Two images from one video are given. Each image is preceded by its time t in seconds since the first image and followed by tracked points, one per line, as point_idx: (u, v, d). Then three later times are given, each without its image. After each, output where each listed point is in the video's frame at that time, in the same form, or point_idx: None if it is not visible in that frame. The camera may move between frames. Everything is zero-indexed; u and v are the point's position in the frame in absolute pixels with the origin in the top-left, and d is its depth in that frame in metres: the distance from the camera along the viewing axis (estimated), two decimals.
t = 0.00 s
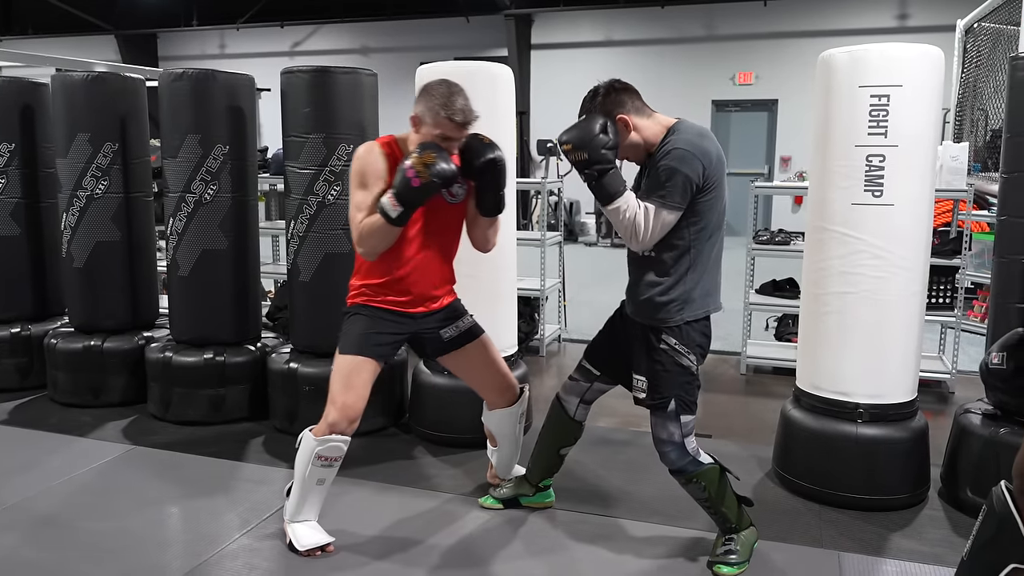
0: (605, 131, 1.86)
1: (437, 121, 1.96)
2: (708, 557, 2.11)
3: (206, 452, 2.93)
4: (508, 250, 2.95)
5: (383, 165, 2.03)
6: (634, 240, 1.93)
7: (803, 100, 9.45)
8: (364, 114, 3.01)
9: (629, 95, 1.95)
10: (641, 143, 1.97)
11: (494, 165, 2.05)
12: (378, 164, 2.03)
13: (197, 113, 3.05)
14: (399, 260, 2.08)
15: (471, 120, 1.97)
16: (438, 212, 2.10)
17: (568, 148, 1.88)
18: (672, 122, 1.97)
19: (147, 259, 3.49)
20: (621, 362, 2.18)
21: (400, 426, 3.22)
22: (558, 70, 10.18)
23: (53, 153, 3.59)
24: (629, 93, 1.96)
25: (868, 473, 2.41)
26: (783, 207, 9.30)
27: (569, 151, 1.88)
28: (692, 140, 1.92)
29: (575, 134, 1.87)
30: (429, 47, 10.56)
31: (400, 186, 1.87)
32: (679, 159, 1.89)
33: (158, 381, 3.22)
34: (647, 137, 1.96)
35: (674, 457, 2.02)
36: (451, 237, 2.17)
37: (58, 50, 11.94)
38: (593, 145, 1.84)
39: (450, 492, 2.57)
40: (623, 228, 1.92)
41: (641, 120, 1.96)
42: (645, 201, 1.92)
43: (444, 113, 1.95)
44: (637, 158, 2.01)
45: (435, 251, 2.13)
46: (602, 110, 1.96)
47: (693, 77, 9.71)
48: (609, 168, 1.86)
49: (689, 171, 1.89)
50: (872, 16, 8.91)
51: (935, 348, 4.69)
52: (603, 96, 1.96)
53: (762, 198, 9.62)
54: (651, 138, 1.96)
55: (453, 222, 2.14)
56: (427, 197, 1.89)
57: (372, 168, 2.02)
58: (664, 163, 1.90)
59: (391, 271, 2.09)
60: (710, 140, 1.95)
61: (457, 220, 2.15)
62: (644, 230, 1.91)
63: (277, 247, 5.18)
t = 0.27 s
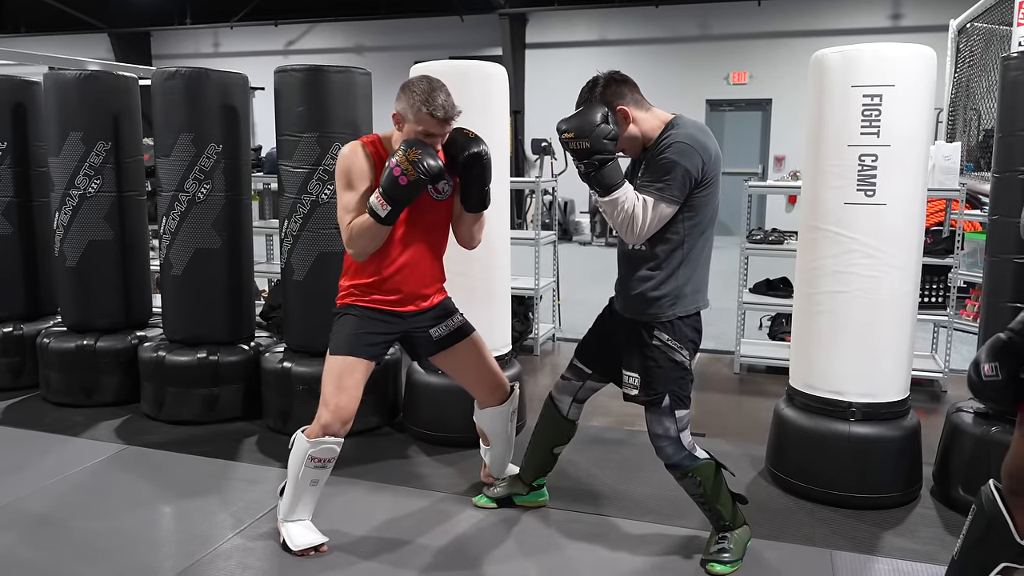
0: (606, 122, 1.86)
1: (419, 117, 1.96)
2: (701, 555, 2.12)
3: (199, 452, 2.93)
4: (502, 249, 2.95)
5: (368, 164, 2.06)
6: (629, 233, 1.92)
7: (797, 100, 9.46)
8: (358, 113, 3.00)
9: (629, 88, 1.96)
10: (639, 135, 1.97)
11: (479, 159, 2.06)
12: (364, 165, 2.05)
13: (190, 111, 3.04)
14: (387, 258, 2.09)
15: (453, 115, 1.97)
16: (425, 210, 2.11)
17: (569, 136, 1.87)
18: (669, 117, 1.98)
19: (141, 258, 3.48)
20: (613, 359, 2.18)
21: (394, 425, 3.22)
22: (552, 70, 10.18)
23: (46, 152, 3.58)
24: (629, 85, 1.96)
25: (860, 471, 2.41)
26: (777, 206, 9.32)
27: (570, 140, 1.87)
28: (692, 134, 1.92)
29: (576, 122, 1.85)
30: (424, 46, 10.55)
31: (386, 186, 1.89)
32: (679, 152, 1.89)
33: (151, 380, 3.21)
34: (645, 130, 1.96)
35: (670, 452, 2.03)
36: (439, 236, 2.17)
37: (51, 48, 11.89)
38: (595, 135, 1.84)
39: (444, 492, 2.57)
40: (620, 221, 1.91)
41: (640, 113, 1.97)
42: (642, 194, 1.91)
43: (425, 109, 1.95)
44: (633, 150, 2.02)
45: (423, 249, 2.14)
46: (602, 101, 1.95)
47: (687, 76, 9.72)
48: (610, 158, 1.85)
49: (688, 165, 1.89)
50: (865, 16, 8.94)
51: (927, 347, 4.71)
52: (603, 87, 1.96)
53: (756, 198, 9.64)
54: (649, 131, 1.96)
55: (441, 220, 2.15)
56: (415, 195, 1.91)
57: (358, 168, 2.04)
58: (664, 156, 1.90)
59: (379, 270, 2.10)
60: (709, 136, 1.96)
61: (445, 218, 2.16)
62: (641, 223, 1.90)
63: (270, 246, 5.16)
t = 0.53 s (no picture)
0: (605, 118, 1.86)
1: (417, 100, 1.84)
2: (696, 553, 2.12)
3: (193, 452, 2.92)
4: (496, 249, 2.95)
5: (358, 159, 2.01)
6: (628, 229, 1.92)
7: (791, 98, 9.47)
8: (352, 112, 3.00)
9: (627, 82, 1.96)
10: (636, 130, 1.98)
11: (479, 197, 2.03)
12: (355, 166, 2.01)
13: (184, 110, 3.03)
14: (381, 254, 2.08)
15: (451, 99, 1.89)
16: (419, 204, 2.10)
17: (568, 132, 1.86)
18: (667, 114, 1.98)
19: (134, 258, 3.47)
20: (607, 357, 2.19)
21: (389, 425, 3.21)
22: (547, 69, 10.18)
23: (39, 151, 3.57)
24: (627, 80, 1.96)
25: (854, 469, 2.42)
26: (771, 205, 9.34)
27: (569, 135, 1.86)
28: (691, 130, 1.93)
29: (575, 118, 1.85)
30: (418, 45, 10.53)
31: (375, 200, 1.87)
32: (679, 148, 1.90)
33: (145, 381, 3.20)
34: (643, 126, 1.97)
35: (667, 447, 2.03)
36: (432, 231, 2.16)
37: (44, 47, 11.84)
38: (594, 131, 1.83)
39: (439, 491, 2.57)
40: (618, 217, 1.91)
41: (639, 108, 1.97)
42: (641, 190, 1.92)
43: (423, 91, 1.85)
44: (630, 145, 2.02)
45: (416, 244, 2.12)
46: (601, 94, 1.95)
47: (682, 75, 9.73)
48: (609, 154, 1.84)
49: (688, 161, 1.90)
50: (859, 15, 8.96)
51: (921, 345, 4.73)
52: (602, 81, 1.96)
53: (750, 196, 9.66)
54: (648, 127, 1.97)
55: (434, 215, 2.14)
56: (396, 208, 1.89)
57: (347, 164, 1.99)
58: (664, 151, 1.91)
59: (374, 268, 2.09)
60: (707, 133, 1.97)
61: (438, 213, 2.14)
62: (640, 219, 1.90)
63: (265, 246, 5.15)
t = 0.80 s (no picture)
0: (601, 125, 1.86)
1: (434, 79, 1.97)
2: (693, 552, 2.13)
3: (190, 452, 2.92)
4: (493, 248, 2.95)
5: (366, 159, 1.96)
6: (638, 233, 1.91)
7: (787, 97, 9.48)
8: (348, 111, 2.99)
9: (629, 76, 1.92)
10: (634, 125, 1.97)
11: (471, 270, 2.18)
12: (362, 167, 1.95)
13: (179, 109, 3.03)
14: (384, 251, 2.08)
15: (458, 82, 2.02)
16: (422, 202, 2.10)
17: (565, 144, 1.85)
18: (665, 111, 1.98)
19: (130, 257, 3.46)
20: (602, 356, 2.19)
21: (385, 424, 3.21)
22: (543, 68, 10.18)
23: (34, 150, 3.56)
24: (630, 73, 1.93)
25: (850, 467, 2.43)
26: (767, 204, 9.35)
27: (566, 146, 1.86)
28: (689, 128, 1.93)
29: (572, 129, 1.85)
30: (414, 44, 10.52)
31: (385, 262, 1.93)
32: (681, 146, 1.90)
33: (140, 380, 3.19)
34: (641, 121, 1.97)
35: (664, 446, 2.04)
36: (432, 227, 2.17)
37: (39, 46, 11.81)
38: (592, 139, 1.83)
39: (435, 490, 2.57)
40: (628, 222, 1.89)
41: (638, 103, 1.96)
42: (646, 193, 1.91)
43: (433, 71, 1.98)
44: (625, 138, 2.01)
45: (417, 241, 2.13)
46: (604, 89, 1.91)
47: (678, 74, 9.74)
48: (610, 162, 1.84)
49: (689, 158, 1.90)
50: (854, 14, 8.98)
51: (916, 344, 4.74)
52: (603, 73, 1.92)
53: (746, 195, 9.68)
54: (645, 123, 1.97)
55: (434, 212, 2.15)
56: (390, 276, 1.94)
57: (352, 163, 1.93)
58: (669, 150, 1.90)
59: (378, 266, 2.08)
60: (704, 131, 1.96)
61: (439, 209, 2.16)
62: (650, 221, 1.89)
63: (261, 245, 5.15)
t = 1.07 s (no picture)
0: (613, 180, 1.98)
1: (468, 87, 1.98)
2: (690, 550, 2.13)
3: (187, 451, 2.91)
4: (490, 246, 2.94)
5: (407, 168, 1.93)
6: (706, 240, 1.86)
7: (784, 96, 9.49)
8: (345, 110, 2.99)
9: (631, 65, 1.93)
10: (630, 115, 1.97)
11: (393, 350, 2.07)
12: (402, 180, 1.93)
13: (176, 108, 3.02)
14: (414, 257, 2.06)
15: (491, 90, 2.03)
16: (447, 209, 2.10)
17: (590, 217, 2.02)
18: (662, 107, 1.99)
19: (127, 257, 3.46)
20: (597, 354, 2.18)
21: (383, 423, 3.21)
22: (540, 67, 10.19)
23: (30, 149, 3.55)
24: (631, 62, 1.94)
25: (848, 465, 2.43)
26: (764, 203, 9.36)
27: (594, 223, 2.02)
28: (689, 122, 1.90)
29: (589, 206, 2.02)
30: (411, 43, 10.52)
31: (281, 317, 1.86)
32: (689, 140, 1.87)
33: (138, 380, 3.19)
34: (637, 112, 1.97)
35: (664, 441, 2.04)
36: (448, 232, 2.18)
37: (35, 45, 11.79)
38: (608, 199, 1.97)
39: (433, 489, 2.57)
40: (688, 233, 1.86)
41: (636, 95, 1.97)
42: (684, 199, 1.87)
43: (466, 79, 1.99)
44: (618, 129, 2.01)
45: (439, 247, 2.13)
46: (608, 73, 1.91)
47: (676, 73, 9.74)
48: (630, 209, 1.95)
49: (701, 150, 1.86)
50: (851, 13, 9.00)
51: (913, 342, 4.75)
52: (604, 57, 1.92)
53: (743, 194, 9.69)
54: (643, 116, 1.97)
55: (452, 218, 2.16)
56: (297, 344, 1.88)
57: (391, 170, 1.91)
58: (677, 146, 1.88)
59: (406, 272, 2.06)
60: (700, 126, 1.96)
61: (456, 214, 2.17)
62: (707, 224, 1.83)
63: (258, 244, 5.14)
